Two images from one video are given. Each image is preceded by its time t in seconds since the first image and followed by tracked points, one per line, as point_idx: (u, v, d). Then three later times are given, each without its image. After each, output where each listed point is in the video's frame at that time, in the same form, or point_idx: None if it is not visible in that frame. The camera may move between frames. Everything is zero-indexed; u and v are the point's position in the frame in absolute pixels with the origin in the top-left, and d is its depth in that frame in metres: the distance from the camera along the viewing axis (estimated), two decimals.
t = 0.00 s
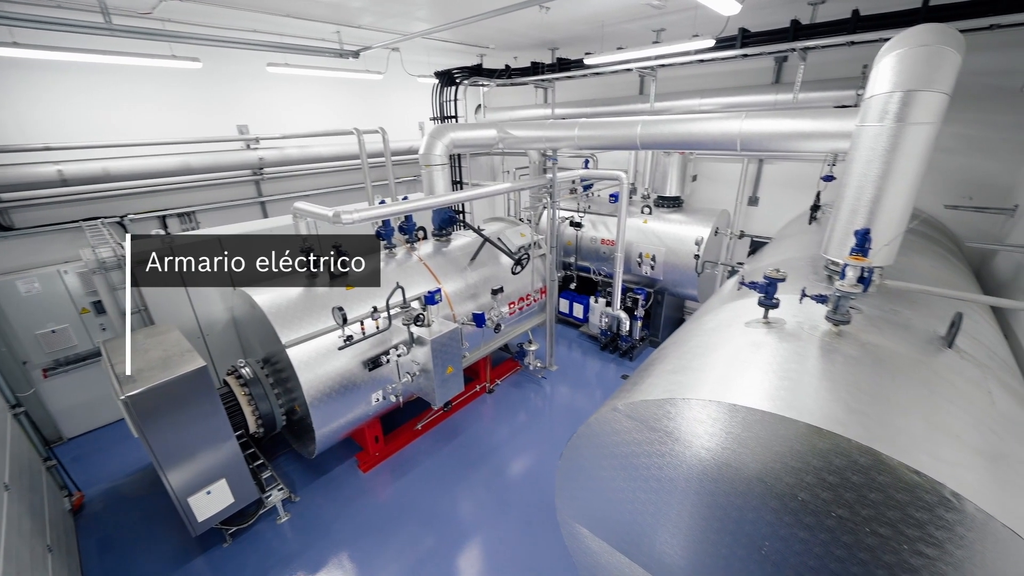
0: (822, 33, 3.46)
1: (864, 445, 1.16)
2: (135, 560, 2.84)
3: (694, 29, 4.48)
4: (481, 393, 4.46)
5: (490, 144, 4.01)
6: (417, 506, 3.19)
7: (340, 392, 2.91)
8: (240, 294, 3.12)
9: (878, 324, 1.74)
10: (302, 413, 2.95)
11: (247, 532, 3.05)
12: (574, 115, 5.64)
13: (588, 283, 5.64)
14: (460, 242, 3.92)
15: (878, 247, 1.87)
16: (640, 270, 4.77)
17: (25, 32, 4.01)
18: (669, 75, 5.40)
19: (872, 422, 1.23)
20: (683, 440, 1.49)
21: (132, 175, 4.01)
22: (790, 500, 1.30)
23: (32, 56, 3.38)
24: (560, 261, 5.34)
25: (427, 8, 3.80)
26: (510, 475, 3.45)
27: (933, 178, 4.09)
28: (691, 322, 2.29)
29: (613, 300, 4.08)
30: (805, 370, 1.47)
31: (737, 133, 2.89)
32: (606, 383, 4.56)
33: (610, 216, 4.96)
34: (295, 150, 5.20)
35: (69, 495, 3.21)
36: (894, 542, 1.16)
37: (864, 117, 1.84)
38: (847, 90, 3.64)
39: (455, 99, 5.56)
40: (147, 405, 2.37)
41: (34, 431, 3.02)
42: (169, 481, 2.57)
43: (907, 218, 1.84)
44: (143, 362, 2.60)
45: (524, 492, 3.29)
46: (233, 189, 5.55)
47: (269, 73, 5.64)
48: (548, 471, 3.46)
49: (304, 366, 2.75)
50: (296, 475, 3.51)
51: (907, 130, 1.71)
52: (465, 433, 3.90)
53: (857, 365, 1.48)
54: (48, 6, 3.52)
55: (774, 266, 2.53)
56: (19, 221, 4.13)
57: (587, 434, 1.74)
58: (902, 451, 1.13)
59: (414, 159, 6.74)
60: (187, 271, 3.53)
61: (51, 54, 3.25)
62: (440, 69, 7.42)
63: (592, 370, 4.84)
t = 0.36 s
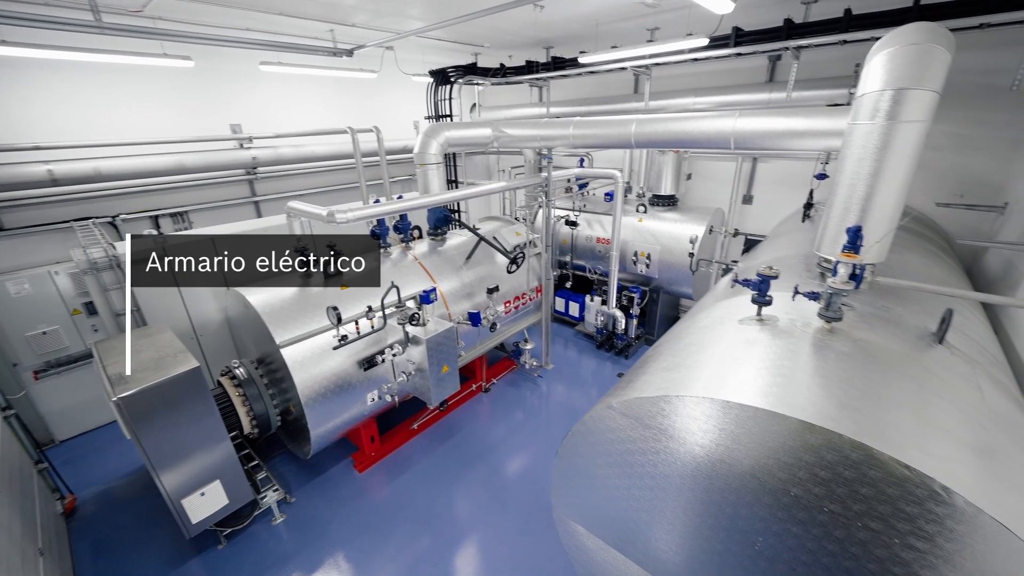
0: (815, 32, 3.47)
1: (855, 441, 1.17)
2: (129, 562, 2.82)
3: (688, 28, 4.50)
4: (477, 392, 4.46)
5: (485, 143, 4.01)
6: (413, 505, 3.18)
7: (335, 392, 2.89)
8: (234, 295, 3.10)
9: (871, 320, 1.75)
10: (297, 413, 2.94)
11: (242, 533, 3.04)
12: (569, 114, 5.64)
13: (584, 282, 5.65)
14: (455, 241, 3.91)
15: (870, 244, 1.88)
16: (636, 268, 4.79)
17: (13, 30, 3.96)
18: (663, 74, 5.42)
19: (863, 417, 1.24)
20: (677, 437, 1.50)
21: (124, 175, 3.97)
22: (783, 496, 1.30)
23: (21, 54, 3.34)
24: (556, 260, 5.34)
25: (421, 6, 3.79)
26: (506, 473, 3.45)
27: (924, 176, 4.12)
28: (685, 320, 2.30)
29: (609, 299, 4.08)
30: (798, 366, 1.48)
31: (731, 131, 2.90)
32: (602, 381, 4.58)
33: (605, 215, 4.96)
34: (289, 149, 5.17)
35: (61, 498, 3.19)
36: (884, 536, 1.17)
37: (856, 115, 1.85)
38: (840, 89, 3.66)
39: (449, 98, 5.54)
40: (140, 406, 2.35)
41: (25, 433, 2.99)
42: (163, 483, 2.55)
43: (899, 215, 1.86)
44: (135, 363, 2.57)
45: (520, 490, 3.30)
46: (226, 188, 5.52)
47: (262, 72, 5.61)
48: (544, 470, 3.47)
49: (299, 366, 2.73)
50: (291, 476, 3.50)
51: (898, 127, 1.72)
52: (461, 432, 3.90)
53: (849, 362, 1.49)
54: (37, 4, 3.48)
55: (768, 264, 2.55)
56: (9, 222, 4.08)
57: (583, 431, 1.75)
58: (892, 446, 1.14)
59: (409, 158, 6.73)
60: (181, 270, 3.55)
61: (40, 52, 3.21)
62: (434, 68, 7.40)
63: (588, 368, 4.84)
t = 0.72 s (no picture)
0: (807, 31, 3.49)
1: (847, 436, 1.18)
2: (123, 565, 2.80)
3: (681, 26, 4.51)
4: (473, 391, 4.46)
5: (480, 142, 4.00)
6: (410, 504, 3.18)
7: (330, 392, 2.88)
8: (227, 295, 3.07)
9: (862, 317, 1.77)
10: (292, 413, 2.93)
11: (237, 534, 3.02)
12: (563, 112, 5.64)
13: (579, 280, 5.66)
14: (450, 240, 3.91)
15: (862, 242, 1.90)
16: (631, 267, 4.80)
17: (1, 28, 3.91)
18: (657, 72, 5.43)
19: (855, 412, 1.25)
20: (671, 434, 1.51)
21: (115, 174, 3.94)
22: (776, 491, 1.31)
23: (9, 52, 3.30)
24: (551, 259, 5.35)
25: (414, 4, 3.77)
26: (503, 472, 3.45)
27: (915, 174, 4.16)
28: (680, 317, 2.30)
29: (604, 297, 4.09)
30: (791, 363, 1.49)
31: (724, 129, 2.91)
32: (597, 379, 4.59)
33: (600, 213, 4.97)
34: (283, 148, 5.15)
35: (53, 501, 3.16)
36: (875, 529, 1.18)
37: (847, 113, 1.86)
38: (832, 87, 3.68)
39: (444, 96, 5.53)
40: (132, 408, 2.33)
41: (16, 436, 2.96)
42: (156, 485, 2.53)
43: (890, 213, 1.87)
44: (127, 364, 2.55)
45: (517, 488, 3.30)
46: (219, 188, 5.49)
47: (255, 70, 5.57)
48: (540, 468, 3.48)
49: (293, 366, 2.72)
50: (287, 476, 3.49)
51: (889, 125, 1.73)
52: (457, 432, 3.90)
53: (841, 358, 1.50)
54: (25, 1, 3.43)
55: (761, 261, 2.56)
56: None
57: (578, 429, 1.76)
58: (883, 441, 1.15)
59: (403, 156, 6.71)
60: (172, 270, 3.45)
61: (28, 49, 3.17)
62: (428, 66, 7.39)
63: (584, 367, 4.85)
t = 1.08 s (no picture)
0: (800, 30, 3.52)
1: (838, 431, 1.19)
2: (117, 567, 2.79)
3: (675, 25, 4.52)
4: (469, 390, 4.46)
5: (475, 141, 3.99)
6: (407, 504, 3.18)
7: (326, 392, 2.87)
8: (220, 295, 3.05)
9: (855, 313, 1.78)
10: (287, 414, 2.91)
11: (232, 535, 3.01)
12: (558, 111, 5.65)
13: (575, 279, 5.67)
14: (445, 239, 3.90)
15: (853, 239, 1.91)
16: (626, 265, 4.81)
17: None
18: (651, 70, 5.45)
19: (846, 408, 1.26)
20: (666, 432, 1.51)
21: (106, 174, 3.90)
22: (770, 486, 1.32)
23: None
24: (547, 257, 5.36)
25: (408, 2, 3.76)
26: (500, 471, 3.45)
27: (907, 172, 4.19)
28: (674, 314, 2.31)
29: (599, 296, 4.09)
30: (784, 359, 1.49)
31: (718, 128, 2.92)
32: (593, 377, 4.60)
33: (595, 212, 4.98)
34: (276, 147, 5.12)
35: (45, 504, 3.13)
36: (867, 524, 1.19)
37: (839, 111, 1.87)
38: (825, 85, 3.71)
39: (438, 95, 5.51)
40: (124, 409, 2.31)
41: (7, 438, 2.93)
42: (150, 487, 2.51)
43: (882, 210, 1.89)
44: (119, 366, 2.53)
45: (514, 487, 3.31)
46: (212, 187, 5.45)
47: (248, 69, 5.53)
48: (537, 466, 3.49)
49: (288, 366, 2.71)
50: (282, 477, 3.47)
51: (880, 123, 1.74)
52: (453, 431, 3.90)
53: (832, 354, 1.51)
54: None
55: (754, 259, 2.58)
56: None
57: (573, 427, 1.76)
58: (874, 436, 1.16)
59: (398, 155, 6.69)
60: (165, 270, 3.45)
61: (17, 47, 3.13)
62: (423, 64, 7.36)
63: (580, 365, 4.86)
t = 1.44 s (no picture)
0: (792, 28, 3.54)
1: (830, 427, 1.20)
2: (110, 570, 2.76)
3: (669, 23, 4.53)
4: (465, 389, 4.46)
5: (470, 139, 3.98)
6: (403, 503, 3.17)
7: (321, 391, 2.86)
8: (213, 295, 3.03)
9: (847, 310, 1.79)
10: (282, 414, 2.90)
11: (227, 536, 2.99)
12: (553, 109, 5.65)
13: (570, 277, 5.67)
14: (441, 237, 3.89)
15: (845, 236, 1.92)
16: (621, 263, 4.82)
17: None
18: (646, 69, 5.45)
19: (838, 403, 1.27)
20: (661, 428, 1.52)
21: (96, 173, 3.86)
22: (763, 482, 1.33)
23: None
24: (543, 256, 5.36)
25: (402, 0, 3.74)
26: (496, 470, 3.45)
27: (899, 169, 4.23)
28: (669, 312, 2.32)
29: (595, 294, 4.10)
30: (777, 356, 1.50)
31: (712, 126, 2.93)
32: (589, 375, 4.61)
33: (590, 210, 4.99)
34: (270, 146, 5.09)
35: (37, 507, 3.10)
36: (859, 518, 1.20)
37: (831, 109, 1.88)
38: (818, 84, 3.72)
39: (433, 94, 5.50)
40: (116, 411, 2.29)
41: None
42: (143, 488, 2.49)
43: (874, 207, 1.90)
44: (111, 367, 2.50)
45: (510, 486, 3.31)
46: (205, 187, 5.42)
47: (240, 67, 5.49)
48: (533, 464, 3.49)
49: (282, 366, 2.69)
50: (278, 477, 3.46)
51: (871, 121, 1.75)
52: (450, 430, 3.89)
53: (825, 350, 1.52)
54: None
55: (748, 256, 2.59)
56: None
57: (569, 425, 1.76)
58: (865, 431, 1.17)
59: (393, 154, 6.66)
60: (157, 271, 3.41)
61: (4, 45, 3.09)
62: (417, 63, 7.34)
63: (576, 363, 4.87)
